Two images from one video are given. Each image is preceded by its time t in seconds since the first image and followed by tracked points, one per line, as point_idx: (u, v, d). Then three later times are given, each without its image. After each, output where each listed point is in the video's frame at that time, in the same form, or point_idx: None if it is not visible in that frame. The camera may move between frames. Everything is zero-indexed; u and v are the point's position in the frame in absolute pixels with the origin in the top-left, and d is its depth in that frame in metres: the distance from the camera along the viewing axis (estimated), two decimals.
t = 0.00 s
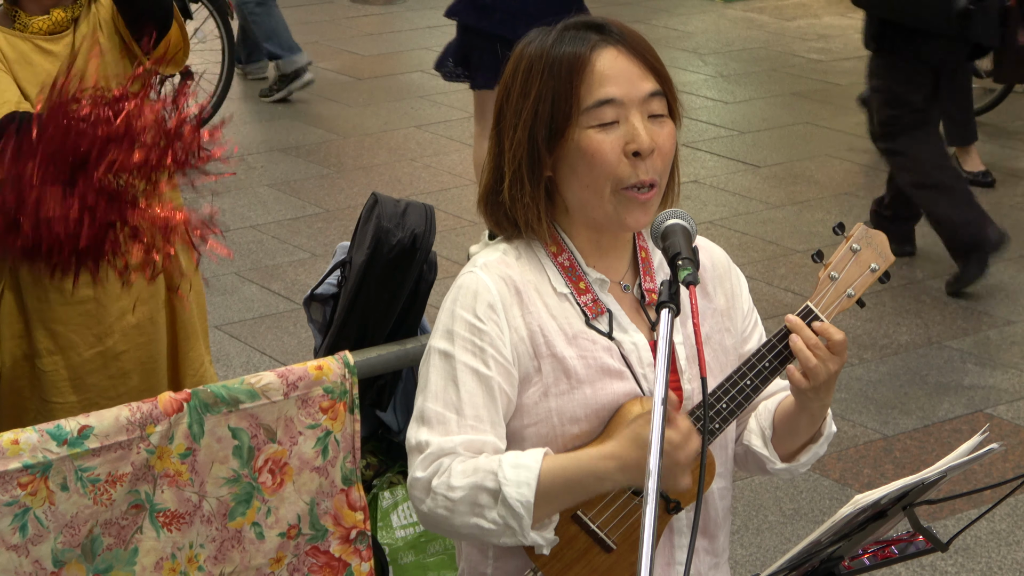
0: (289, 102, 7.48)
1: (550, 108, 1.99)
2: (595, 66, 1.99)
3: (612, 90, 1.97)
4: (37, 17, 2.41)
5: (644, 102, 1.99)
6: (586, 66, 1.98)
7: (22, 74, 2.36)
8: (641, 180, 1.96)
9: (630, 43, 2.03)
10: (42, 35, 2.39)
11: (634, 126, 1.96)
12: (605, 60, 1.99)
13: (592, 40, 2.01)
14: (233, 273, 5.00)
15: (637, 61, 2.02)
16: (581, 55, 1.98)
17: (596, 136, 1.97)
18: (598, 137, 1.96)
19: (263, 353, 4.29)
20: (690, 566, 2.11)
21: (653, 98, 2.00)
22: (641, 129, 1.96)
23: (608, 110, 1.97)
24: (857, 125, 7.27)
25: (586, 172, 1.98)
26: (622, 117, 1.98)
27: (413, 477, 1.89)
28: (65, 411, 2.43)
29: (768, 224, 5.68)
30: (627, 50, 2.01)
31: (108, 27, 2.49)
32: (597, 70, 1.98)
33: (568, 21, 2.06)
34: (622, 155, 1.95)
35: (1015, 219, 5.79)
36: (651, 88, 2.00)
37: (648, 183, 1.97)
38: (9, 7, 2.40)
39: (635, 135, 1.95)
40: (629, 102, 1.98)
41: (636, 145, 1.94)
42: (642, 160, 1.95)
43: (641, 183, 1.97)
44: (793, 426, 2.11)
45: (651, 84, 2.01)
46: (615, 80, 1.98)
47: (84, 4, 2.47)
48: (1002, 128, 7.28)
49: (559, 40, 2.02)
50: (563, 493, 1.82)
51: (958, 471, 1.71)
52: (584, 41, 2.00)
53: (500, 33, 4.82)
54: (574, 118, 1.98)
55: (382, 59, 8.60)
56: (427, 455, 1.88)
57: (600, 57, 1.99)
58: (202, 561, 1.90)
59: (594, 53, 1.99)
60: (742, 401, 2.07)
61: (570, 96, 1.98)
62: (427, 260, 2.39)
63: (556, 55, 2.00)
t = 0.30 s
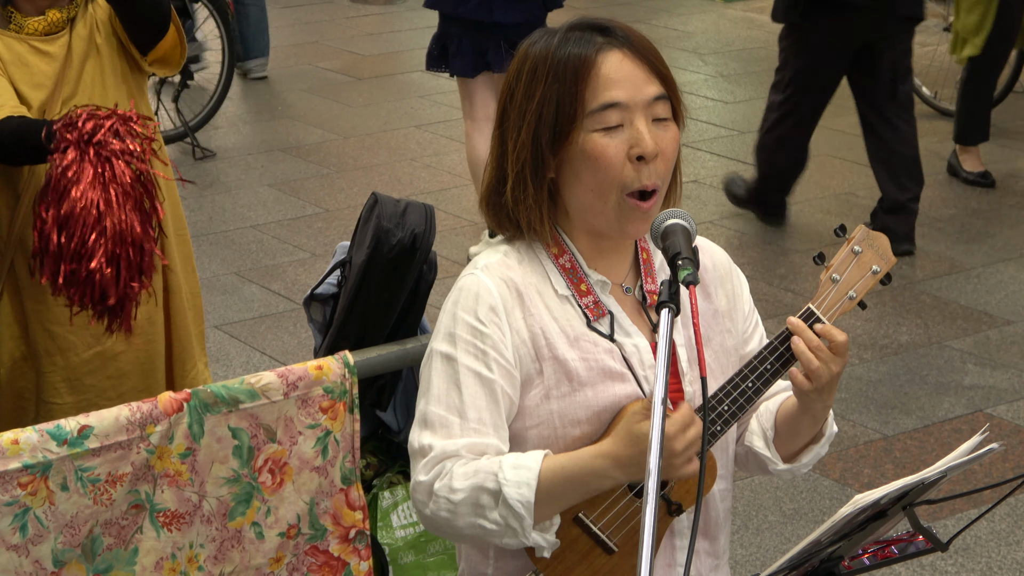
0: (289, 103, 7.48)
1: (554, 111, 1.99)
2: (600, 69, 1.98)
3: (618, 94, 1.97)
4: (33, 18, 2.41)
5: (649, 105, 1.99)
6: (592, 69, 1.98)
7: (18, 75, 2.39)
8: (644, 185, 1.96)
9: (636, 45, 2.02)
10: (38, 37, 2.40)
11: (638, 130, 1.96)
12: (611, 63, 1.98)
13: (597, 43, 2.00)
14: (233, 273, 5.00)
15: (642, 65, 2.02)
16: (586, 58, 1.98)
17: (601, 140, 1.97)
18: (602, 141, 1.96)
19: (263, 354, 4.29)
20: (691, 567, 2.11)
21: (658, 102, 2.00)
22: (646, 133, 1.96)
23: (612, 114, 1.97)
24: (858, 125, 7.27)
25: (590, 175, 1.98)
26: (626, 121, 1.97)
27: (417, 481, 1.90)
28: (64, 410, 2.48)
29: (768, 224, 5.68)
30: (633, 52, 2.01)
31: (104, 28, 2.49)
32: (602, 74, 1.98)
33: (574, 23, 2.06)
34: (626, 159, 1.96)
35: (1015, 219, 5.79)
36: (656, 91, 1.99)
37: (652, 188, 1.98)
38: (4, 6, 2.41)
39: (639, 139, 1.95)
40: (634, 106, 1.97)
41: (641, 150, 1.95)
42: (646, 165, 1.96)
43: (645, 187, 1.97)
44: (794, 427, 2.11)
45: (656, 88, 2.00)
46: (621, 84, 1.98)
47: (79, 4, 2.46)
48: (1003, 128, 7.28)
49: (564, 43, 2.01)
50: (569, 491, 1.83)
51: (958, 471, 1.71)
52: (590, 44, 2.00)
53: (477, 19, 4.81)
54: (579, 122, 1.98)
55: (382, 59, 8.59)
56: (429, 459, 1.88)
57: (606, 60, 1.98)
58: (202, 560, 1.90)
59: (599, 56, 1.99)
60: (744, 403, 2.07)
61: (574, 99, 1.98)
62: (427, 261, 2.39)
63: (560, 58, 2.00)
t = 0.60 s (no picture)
0: (289, 103, 7.48)
1: (553, 114, 1.99)
2: (599, 73, 1.98)
3: (617, 97, 1.97)
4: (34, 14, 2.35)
5: (647, 108, 1.99)
6: (590, 73, 1.98)
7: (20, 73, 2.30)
8: (643, 188, 1.96)
9: (633, 48, 2.02)
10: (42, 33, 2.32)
11: (638, 133, 1.96)
12: (609, 67, 1.98)
13: (595, 46, 2.00)
14: (233, 273, 5.00)
15: (640, 67, 2.01)
16: (584, 61, 1.98)
17: (599, 144, 1.97)
18: (600, 145, 1.97)
19: (263, 353, 4.29)
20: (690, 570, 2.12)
21: (656, 104, 2.00)
22: (644, 136, 1.96)
23: (611, 117, 1.97)
24: (858, 125, 7.27)
25: (588, 179, 1.98)
26: (625, 125, 1.97)
27: (416, 484, 1.90)
28: (67, 410, 2.43)
29: (768, 224, 5.68)
30: (631, 56, 2.01)
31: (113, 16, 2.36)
32: (600, 77, 1.98)
33: (572, 24, 2.05)
34: (626, 162, 1.96)
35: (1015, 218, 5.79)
36: (654, 94, 1.99)
37: (651, 191, 1.98)
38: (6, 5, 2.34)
39: (638, 143, 1.96)
40: (633, 109, 1.97)
41: (640, 153, 1.95)
42: (645, 168, 1.96)
43: (644, 191, 1.97)
44: (797, 429, 2.11)
45: (655, 91, 2.00)
46: (619, 87, 1.98)
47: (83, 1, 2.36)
48: (1003, 129, 7.28)
49: (561, 45, 2.01)
50: (566, 508, 1.82)
51: (958, 471, 1.71)
52: (587, 47, 2.00)
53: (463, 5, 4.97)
54: (577, 125, 1.98)
55: (382, 59, 8.59)
56: (429, 462, 1.88)
57: (604, 64, 1.98)
58: (202, 560, 1.90)
59: (597, 59, 1.98)
60: (744, 407, 2.07)
61: (574, 103, 1.98)
62: (427, 260, 2.38)
63: (558, 60, 1.99)
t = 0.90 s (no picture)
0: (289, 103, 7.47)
1: (548, 114, 1.99)
2: (591, 73, 1.98)
3: (611, 96, 1.97)
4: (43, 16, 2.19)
5: (640, 107, 1.98)
6: (583, 74, 1.97)
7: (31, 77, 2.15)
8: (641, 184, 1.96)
9: (624, 47, 2.01)
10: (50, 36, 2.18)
11: (631, 133, 1.96)
12: (600, 66, 1.98)
13: (585, 46, 2.00)
14: (233, 273, 5.00)
15: (632, 67, 2.01)
16: (575, 61, 1.98)
17: (593, 143, 1.96)
18: (594, 146, 1.96)
19: (263, 354, 4.29)
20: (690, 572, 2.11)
21: (650, 102, 1.99)
22: (639, 135, 1.96)
23: (604, 117, 1.97)
24: (858, 125, 7.27)
25: (584, 178, 1.98)
26: (618, 125, 1.97)
27: (417, 481, 1.90)
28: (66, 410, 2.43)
29: (767, 223, 5.68)
30: (622, 55, 2.00)
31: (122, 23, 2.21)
32: (593, 77, 1.97)
33: (565, 25, 2.05)
34: (619, 161, 1.96)
35: (1015, 218, 5.79)
36: (647, 92, 1.99)
37: (649, 186, 1.98)
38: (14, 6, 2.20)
39: (632, 142, 1.95)
40: (626, 109, 1.97)
41: (634, 152, 1.94)
42: (639, 166, 1.96)
43: (641, 187, 1.97)
44: (801, 432, 2.10)
45: (648, 89, 2.00)
46: (612, 87, 1.97)
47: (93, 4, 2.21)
48: (1002, 128, 7.28)
49: (553, 46, 2.01)
50: (567, 493, 1.82)
51: (958, 471, 1.71)
52: (578, 47, 1.99)
53: None
54: (571, 127, 1.98)
55: (381, 59, 8.59)
56: (430, 459, 1.88)
57: (595, 63, 1.98)
58: (201, 560, 1.90)
59: (588, 59, 1.98)
60: (748, 407, 2.08)
61: (568, 102, 1.98)
62: (427, 260, 2.38)
63: (550, 61, 1.99)
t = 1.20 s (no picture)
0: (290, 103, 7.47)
1: (558, 111, 1.99)
2: (603, 69, 1.98)
3: (621, 93, 1.97)
4: (45, 16, 2.33)
5: (651, 104, 1.99)
6: (595, 70, 1.98)
7: (28, 73, 2.29)
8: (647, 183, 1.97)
9: (637, 45, 2.02)
10: (49, 35, 2.31)
11: (642, 129, 1.96)
12: (613, 62, 1.98)
13: (598, 42, 2.00)
14: (233, 273, 5.00)
15: (643, 64, 2.02)
16: (587, 58, 1.98)
17: (603, 138, 1.96)
18: (605, 140, 1.96)
19: (263, 354, 4.29)
20: (693, 571, 2.11)
21: (660, 100, 2.00)
22: (649, 131, 1.96)
23: (615, 113, 1.97)
24: (858, 125, 7.27)
25: (592, 176, 1.98)
26: (629, 120, 1.97)
27: (423, 481, 1.90)
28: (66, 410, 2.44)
29: (767, 223, 5.68)
30: (634, 52, 2.01)
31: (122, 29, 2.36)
32: (604, 73, 1.98)
33: (575, 23, 2.06)
34: (628, 157, 1.95)
35: (1015, 218, 5.79)
36: (658, 91, 1.99)
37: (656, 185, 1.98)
38: (18, 5, 2.33)
39: (643, 138, 1.95)
40: (637, 105, 1.97)
41: (644, 148, 1.94)
42: (649, 163, 1.96)
43: (648, 185, 1.97)
44: (804, 429, 2.11)
45: (658, 87, 2.00)
46: (623, 83, 1.97)
47: (93, 3, 2.35)
48: (1002, 128, 7.28)
49: (565, 42, 2.01)
50: (573, 484, 1.83)
51: (958, 471, 1.71)
52: (590, 44, 2.00)
53: None
54: (581, 121, 1.98)
55: (381, 59, 8.59)
56: (437, 459, 1.88)
57: (608, 60, 1.98)
58: (202, 561, 1.90)
59: (601, 55, 1.99)
60: (752, 405, 2.09)
61: (578, 99, 1.98)
62: (427, 261, 2.38)
63: (561, 58, 1.99)
